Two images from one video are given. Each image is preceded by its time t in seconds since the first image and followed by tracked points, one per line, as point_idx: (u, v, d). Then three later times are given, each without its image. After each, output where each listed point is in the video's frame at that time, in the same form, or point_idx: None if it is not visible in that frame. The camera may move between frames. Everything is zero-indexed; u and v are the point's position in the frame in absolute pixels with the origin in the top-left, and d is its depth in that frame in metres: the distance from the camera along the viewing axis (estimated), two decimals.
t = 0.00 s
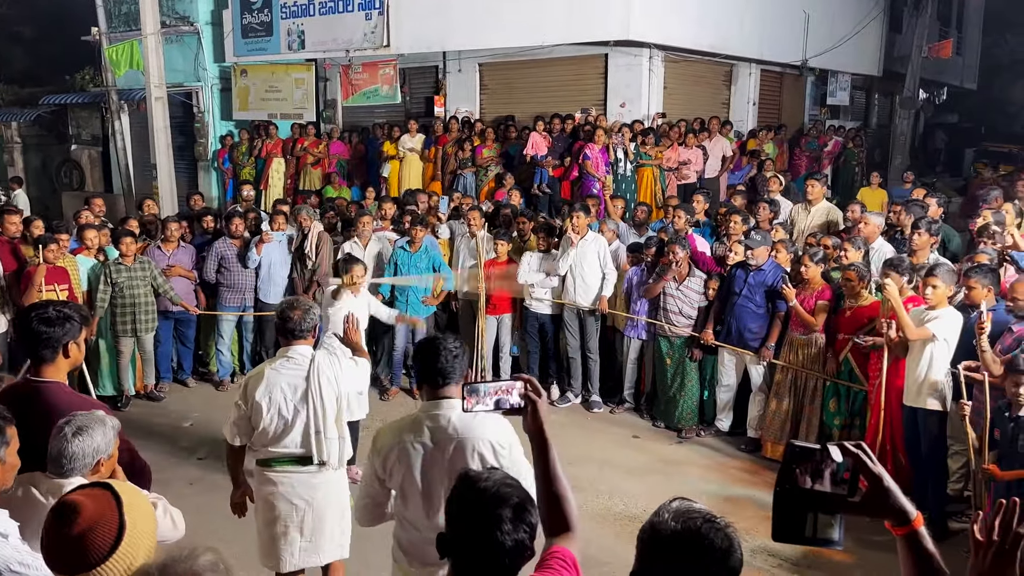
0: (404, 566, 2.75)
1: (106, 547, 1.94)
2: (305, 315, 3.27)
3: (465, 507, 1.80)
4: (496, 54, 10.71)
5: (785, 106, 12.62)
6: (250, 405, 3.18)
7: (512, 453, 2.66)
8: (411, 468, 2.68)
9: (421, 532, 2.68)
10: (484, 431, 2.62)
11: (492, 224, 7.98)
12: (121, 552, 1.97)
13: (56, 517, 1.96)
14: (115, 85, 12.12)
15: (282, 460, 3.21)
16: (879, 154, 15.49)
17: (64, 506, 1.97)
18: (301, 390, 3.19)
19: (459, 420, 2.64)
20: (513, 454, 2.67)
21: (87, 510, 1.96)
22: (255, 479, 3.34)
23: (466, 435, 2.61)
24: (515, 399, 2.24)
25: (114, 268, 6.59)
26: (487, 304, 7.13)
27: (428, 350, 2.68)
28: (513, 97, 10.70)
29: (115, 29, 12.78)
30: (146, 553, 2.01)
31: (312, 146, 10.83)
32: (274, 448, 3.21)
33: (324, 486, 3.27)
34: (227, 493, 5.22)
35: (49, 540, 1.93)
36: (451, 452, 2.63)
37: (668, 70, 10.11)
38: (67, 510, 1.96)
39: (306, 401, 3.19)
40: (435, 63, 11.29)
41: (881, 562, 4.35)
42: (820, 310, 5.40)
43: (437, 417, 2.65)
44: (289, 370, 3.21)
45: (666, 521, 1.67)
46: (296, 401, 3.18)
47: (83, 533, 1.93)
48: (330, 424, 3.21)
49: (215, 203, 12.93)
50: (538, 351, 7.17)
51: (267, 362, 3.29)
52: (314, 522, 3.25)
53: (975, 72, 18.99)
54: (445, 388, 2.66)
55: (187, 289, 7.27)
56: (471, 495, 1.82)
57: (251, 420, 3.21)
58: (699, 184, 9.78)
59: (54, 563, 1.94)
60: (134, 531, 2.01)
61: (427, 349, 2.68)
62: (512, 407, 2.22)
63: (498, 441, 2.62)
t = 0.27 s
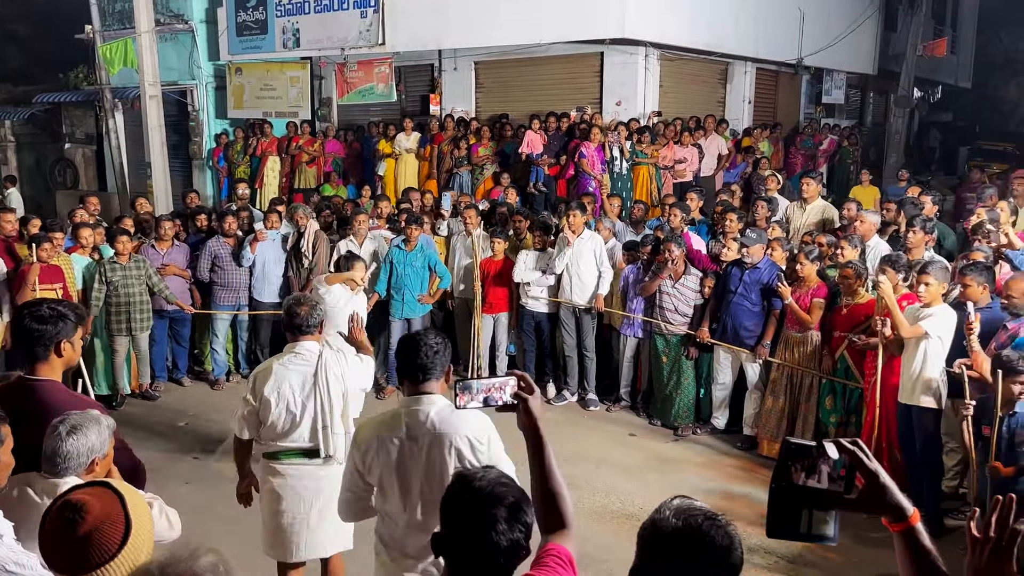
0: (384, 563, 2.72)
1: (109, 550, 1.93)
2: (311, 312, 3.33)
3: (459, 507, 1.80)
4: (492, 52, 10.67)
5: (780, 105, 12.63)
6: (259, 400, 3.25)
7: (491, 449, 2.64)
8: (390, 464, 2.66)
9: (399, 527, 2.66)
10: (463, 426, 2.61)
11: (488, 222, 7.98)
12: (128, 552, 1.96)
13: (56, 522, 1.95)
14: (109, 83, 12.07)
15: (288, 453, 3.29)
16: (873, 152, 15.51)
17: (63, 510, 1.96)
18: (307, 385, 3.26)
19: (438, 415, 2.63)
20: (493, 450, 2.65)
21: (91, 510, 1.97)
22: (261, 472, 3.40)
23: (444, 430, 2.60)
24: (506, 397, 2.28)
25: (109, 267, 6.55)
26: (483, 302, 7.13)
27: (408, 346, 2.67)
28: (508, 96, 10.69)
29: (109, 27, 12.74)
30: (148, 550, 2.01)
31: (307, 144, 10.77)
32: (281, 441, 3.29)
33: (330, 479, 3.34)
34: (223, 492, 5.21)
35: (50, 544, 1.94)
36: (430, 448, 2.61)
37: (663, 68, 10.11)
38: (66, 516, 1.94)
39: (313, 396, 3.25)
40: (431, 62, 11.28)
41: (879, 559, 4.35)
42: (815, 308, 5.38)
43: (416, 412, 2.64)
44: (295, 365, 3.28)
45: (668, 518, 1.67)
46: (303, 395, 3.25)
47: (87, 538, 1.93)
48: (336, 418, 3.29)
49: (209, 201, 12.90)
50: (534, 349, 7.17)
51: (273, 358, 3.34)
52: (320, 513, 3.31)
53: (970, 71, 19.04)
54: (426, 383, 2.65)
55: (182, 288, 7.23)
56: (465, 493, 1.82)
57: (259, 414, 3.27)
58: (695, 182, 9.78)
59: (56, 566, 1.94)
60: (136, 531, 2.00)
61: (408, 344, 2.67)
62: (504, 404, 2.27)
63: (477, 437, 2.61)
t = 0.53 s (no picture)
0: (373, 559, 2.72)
1: (102, 554, 1.93)
2: (324, 302, 3.49)
3: (450, 506, 1.79)
4: (487, 50, 10.64)
5: (775, 103, 12.64)
6: (274, 388, 3.40)
7: (478, 445, 2.63)
8: (377, 460, 2.66)
9: (386, 523, 2.65)
10: (449, 422, 2.61)
11: (484, 220, 7.97)
12: (123, 554, 1.97)
13: (51, 523, 1.94)
14: (103, 81, 12.01)
15: (300, 440, 3.43)
16: (868, 150, 15.53)
17: (58, 511, 1.94)
18: (319, 375, 3.42)
19: (425, 411, 2.63)
20: (481, 446, 2.64)
21: (89, 510, 1.96)
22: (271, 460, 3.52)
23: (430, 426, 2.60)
24: (500, 394, 2.26)
25: (104, 266, 6.54)
26: (479, 300, 7.11)
27: (396, 342, 2.67)
28: (504, 93, 10.68)
29: (102, 25, 12.70)
30: (141, 553, 2.01)
31: (301, 142, 10.78)
32: (294, 429, 3.43)
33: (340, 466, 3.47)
34: (218, 490, 5.19)
35: (44, 545, 1.93)
36: (416, 444, 2.61)
37: (659, 66, 10.11)
38: (61, 517, 1.93)
39: (326, 385, 3.41)
40: (426, 59, 11.27)
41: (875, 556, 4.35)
42: (811, 305, 5.40)
43: (403, 409, 2.64)
44: (308, 356, 3.43)
45: (694, 515, 1.68)
46: (316, 385, 3.41)
47: (81, 541, 1.92)
48: (347, 406, 3.44)
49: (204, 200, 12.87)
50: (531, 347, 7.17)
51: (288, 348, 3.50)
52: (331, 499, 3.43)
53: (964, 68, 19.09)
54: (415, 380, 2.65)
55: (176, 286, 7.22)
56: (457, 491, 1.81)
57: (272, 403, 3.42)
58: (690, 180, 9.78)
59: (49, 567, 1.93)
60: (130, 532, 2.00)
61: (397, 341, 2.66)
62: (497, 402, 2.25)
63: (463, 432, 2.61)
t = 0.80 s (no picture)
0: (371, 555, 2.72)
1: (103, 552, 1.94)
2: (323, 298, 3.49)
3: (450, 504, 1.81)
4: (483, 49, 10.65)
5: (771, 101, 12.66)
6: (276, 382, 3.41)
7: (472, 442, 2.62)
8: (372, 456, 2.67)
9: (382, 519, 2.67)
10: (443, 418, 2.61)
11: (482, 219, 7.98)
12: (122, 554, 1.97)
13: (50, 522, 1.94)
14: (99, 81, 11.99)
15: (300, 432, 3.45)
16: (864, 147, 15.56)
17: (58, 509, 1.95)
18: (320, 368, 3.42)
19: (419, 409, 2.63)
20: (475, 442, 2.63)
21: (89, 509, 1.96)
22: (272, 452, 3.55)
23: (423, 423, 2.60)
24: (497, 414, 2.14)
25: (100, 265, 6.54)
26: (477, 298, 7.10)
27: (393, 341, 2.69)
28: (500, 92, 10.68)
29: (98, 24, 12.68)
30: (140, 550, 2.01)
31: (298, 141, 10.77)
32: (294, 421, 3.44)
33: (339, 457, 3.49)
34: (216, 489, 5.19)
35: (45, 543, 1.93)
36: (410, 442, 2.61)
37: (655, 64, 10.12)
38: (61, 516, 1.93)
39: (326, 378, 3.42)
40: (423, 58, 11.25)
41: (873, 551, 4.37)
42: (808, 302, 5.40)
43: (398, 406, 2.65)
44: (308, 349, 3.44)
45: (712, 505, 1.79)
46: (317, 378, 3.42)
47: (83, 540, 1.93)
48: (347, 398, 3.45)
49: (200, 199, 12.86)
50: (528, 345, 7.17)
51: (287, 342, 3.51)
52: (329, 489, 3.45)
53: (959, 66, 19.12)
54: (409, 378, 2.67)
55: (173, 285, 7.22)
56: (455, 489, 1.83)
57: (274, 397, 3.43)
58: (687, 178, 9.80)
59: (48, 563, 1.94)
60: (129, 531, 2.01)
61: (394, 340, 2.69)
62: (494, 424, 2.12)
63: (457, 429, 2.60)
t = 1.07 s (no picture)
0: (370, 548, 2.73)
1: (93, 551, 1.92)
2: (300, 294, 3.52)
3: (450, 496, 1.89)
4: (479, 46, 10.61)
5: (767, 98, 12.65)
6: (255, 375, 3.42)
7: (464, 441, 2.57)
8: (367, 450, 2.68)
9: (377, 512, 2.67)
10: (435, 415, 2.57)
11: (477, 217, 7.96)
12: (113, 555, 1.95)
13: (40, 520, 1.93)
14: (93, 79, 11.96)
15: (281, 424, 3.46)
16: (860, 144, 15.56)
17: (49, 508, 1.94)
18: (297, 361, 3.44)
19: (417, 405, 2.62)
20: (468, 442, 2.58)
21: (81, 508, 1.95)
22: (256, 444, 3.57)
23: (416, 419, 2.58)
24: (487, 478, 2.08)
25: (95, 263, 6.51)
26: (473, 296, 7.09)
27: (400, 336, 2.69)
28: (496, 89, 10.66)
29: (92, 22, 12.64)
30: (131, 550, 2.00)
31: (292, 139, 10.75)
32: (275, 414, 3.45)
33: (321, 448, 3.50)
34: (211, 487, 5.18)
35: (34, 541, 1.92)
36: (401, 437, 2.60)
37: (651, 61, 10.11)
38: (51, 514, 1.92)
39: (305, 370, 3.43)
40: (418, 56, 11.22)
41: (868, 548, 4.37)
42: (802, 299, 5.41)
43: (397, 401, 2.64)
44: (285, 343, 3.46)
45: (713, 500, 1.84)
46: (295, 371, 3.43)
47: (72, 538, 1.91)
48: (325, 389, 3.46)
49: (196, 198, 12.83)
50: (524, 343, 7.17)
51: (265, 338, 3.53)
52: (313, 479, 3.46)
53: (955, 62, 19.13)
54: (410, 373, 2.65)
55: (167, 284, 7.19)
56: (456, 481, 1.92)
57: (255, 391, 3.45)
58: (683, 175, 9.80)
59: (36, 563, 1.93)
60: (120, 532, 1.99)
61: (400, 335, 2.69)
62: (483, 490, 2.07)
63: (449, 425, 2.56)
